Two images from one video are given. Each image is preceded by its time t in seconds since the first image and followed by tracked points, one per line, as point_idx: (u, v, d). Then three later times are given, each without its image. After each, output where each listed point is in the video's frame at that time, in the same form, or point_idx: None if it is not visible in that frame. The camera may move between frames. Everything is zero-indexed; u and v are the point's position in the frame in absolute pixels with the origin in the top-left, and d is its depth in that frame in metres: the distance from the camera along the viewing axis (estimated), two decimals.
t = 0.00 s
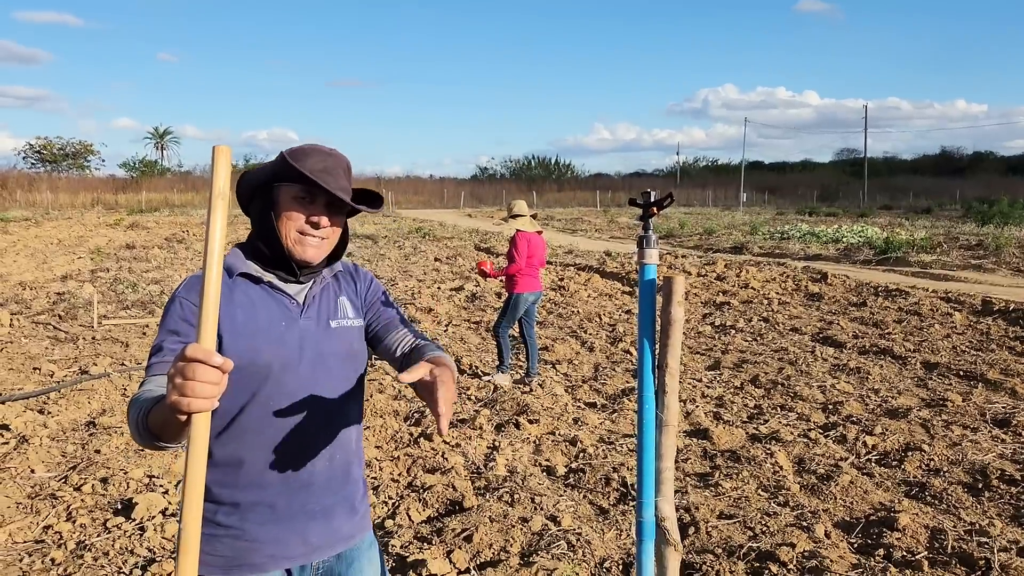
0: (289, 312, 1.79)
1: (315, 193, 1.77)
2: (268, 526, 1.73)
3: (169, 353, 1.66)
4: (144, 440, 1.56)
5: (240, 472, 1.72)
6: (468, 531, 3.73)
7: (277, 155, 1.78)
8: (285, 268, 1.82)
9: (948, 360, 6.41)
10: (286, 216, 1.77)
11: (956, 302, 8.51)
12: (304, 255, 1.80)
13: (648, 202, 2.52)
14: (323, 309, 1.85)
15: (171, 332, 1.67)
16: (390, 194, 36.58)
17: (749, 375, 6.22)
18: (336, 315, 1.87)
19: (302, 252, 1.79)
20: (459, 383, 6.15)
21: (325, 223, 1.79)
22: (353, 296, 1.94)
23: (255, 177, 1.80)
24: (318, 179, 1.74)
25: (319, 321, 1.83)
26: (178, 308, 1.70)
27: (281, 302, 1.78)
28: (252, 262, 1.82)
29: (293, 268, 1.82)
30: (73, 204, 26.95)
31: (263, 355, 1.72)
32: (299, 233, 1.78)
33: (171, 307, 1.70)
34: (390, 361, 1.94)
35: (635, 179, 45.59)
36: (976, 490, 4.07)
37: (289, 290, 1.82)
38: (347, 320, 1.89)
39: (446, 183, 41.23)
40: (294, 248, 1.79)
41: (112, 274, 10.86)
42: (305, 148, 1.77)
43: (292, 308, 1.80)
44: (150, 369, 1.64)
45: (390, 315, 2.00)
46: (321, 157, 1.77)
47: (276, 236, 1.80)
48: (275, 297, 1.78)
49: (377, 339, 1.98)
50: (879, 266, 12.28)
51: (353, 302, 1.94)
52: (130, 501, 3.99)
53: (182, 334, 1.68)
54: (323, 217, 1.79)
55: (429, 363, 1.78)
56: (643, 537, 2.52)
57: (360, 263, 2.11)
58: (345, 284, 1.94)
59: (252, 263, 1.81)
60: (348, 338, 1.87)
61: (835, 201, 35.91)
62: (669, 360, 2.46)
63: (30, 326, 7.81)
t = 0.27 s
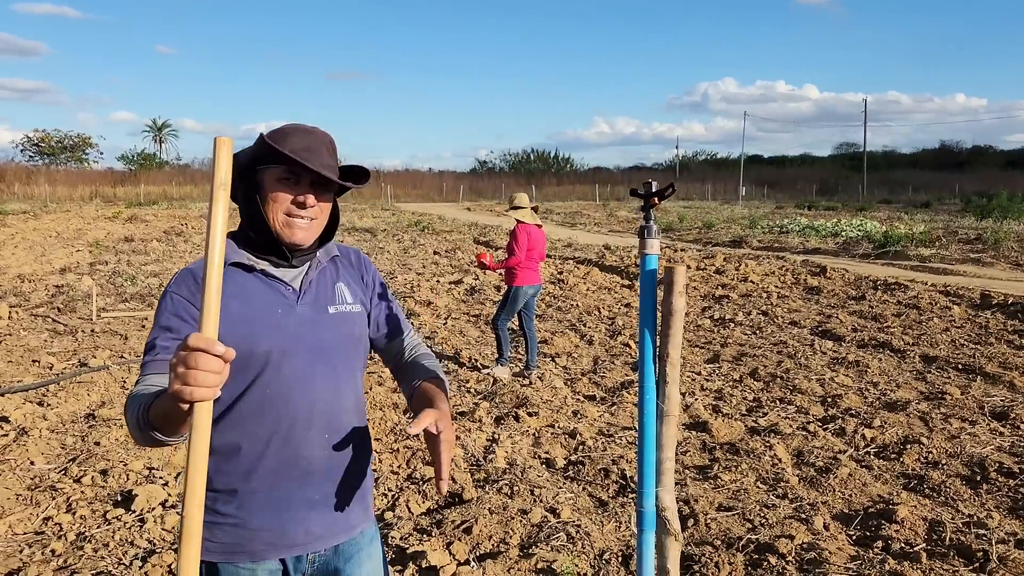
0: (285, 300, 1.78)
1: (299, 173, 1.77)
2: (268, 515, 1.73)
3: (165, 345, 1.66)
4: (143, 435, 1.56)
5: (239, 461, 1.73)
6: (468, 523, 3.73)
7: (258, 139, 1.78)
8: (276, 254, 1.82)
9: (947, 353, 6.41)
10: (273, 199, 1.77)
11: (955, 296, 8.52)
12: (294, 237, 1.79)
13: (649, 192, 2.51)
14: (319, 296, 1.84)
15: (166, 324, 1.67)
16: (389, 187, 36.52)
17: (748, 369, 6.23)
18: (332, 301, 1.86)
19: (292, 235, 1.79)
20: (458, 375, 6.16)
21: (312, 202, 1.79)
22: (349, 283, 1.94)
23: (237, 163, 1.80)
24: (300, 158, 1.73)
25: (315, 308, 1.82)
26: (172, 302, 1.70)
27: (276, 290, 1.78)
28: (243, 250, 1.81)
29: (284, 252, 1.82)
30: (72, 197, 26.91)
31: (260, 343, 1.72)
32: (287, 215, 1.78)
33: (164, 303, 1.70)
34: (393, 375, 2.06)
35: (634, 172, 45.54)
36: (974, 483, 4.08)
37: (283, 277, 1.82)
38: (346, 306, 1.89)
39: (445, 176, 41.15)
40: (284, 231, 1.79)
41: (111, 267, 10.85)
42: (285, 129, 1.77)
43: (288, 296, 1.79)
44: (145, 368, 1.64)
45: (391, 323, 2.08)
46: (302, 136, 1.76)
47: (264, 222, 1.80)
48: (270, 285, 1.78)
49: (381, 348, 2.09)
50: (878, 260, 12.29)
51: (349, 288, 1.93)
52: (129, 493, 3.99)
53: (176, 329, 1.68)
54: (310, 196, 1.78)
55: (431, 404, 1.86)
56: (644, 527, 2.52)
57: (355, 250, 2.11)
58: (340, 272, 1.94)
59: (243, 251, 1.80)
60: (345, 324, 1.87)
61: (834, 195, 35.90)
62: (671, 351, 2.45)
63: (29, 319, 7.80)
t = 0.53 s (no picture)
0: (287, 294, 1.78)
1: (301, 167, 1.77)
2: (269, 509, 1.74)
3: (168, 339, 1.66)
4: (147, 430, 1.56)
5: (240, 455, 1.73)
6: (469, 517, 3.74)
7: (260, 133, 1.78)
8: (278, 248, 1.82)
9: (947, 349, 6.41)
10: (275, 193, 1.78)
11: (955, 292, 8.51)
12: (296, 232, 1.80)
13: (650, 185, 2.50)
14: (321, 290, 1.84)
15: (168, 318, 1.67)
16: (390, 182, 36.49)
17: (749, 364, 6.23)
18: (334, 296, 1.86)
19: (293, 230, 1.80)
20: (458, 371, 6.16)
21: (314, 197, 1.79)
22: (351, 277, 1.94)
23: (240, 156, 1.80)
24: (302, 153, 1.73)
25: (317, 303, 1.82)
26: (173, 296, 1.69)
27: (279, 284, 1.78)
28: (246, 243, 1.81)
29: (285, 247, 1.82)
30: (72, 192, 26.89)
31: (261, 338, 1.72)
32: (288, 210, 1.79)
33: (166, 296, 1.70)
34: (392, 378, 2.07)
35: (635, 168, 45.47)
36: (974, 478, 4.08)
37: (286, 271, 1.82)
38: (348, 300, 1.89)
39: (446, 172, 41.13)
40: (286, 227, 1.79)
41: (111, 263, 10.84)
42: (287, 122, 1.77)
43: (290, 290, 1.79)
44: (147, 362, 1.64)
45: (392, 321, 2.07)
46: (303, 130, 1.76)
47: (266, 216, 1.80)
48: (272, 279, 1.78)
49: (382, 347, 2.09)
50: (879, 256, 12.28)
51: (351, 282, 1.93)
52: (130, 488, 4.00)
53: (178, 324, 1.67)
54: (311, 191, 1.79)
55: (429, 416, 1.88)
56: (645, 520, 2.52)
57: (357, 243, 2.11)
58: (342, 266, 1.94)
59: (246, 244, 1.81)
60: (346, 318, 1.87)
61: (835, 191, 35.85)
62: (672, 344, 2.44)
63: (30, 314, 7.80)
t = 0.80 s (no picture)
0: (292, 292, 1.79)
1: (307, 171, 1.75)
2: (275, 506, 1.74)
3: (172, 339, 1.66)
4: (153, 431, 1.57)
5: (246, 453, 1.73)
6: (472, 516, 3.74)
7: (264, 135, 1.76)
8: (282, 250, 1.81)
9: (952, 347, 6.40)
10: (280, 197, 1.76)
11: (960, 290, 8.49)
12: (301, 236, 1.79)
13: (653, 183, 2.49)
14: (325, 288, 1.85)
15: (172, 318, 1.68)
16: (393, 181, 36.52)
17: (752, 363, 6.23)
18: (339, 293, 1.87)
19: (299, 234, 1.79)
20: (462, 369, 6.17)
21: (319, 202, 1.78)
22: (356, 274, 1.94)
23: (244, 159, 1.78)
24: (307, 158, 1.72)
25: (322, 301, 1.83)
26: (177, 295, 1.70)
27: (283, 282, 1.79)
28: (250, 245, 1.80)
29: (289, 249, 1.81)
30: (76, 191, 26.97)
31: (266, 336, 1.73)
32: (293, 214, 1.78)
33: (170, 296, 1.70)
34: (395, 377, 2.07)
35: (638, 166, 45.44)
36: (978, 477, 4.07)
37: (290, 270, 1.82)
38: (353, 297, 1.89)
39: (449, 170, 41.14)
40: (291, 231, 1.78)
41: (116, 262, 10.88)
42: (291, 125, 1.75)
43: (294, 288, 1.80)
44: (152, 363, 1.64)
45: (397, 318, 2.07)
46: (309, 133, 1.74)
47: (270, 219, 1.79)
48: (275, 276, 1.78)
49: (387, 345, 2.09)
50: (883, 254, 12.25)
51: (356, 279, 1.94)
52: (135, 486, 4.01)
53: (182, 324, 1.68)
54: (317, 196, 1.77)
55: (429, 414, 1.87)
56: (647, 519, 2.51)
57: (362, 241, 2.11)
58: (347, 263, 1.94)
59: (250, 246, 1.80)
60: (351, 315, 1.88)
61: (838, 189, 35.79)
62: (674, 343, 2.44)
63: (35, 313, 7.83)
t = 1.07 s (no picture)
0: (297, 291, 1.79)
1: (314, 175, 1.76)
2: (280, 504, 1.75)
3: (179, 337, 1.67)
4: (160, 429, 1.58)
5: (252, 451, 1.74)
6: (477, 515, 3.75)
7: (271, 139, 1.76)
8: (289, 252, 1.82)
9: (958, 346, 6.37)
10: (287, 201, 1.77)
11: (966, 289, 8.46)
12: (308, 239, 1.80)
13: (656, 182, 2.49)
14: (331, 286, 1.85)
15: (179, 316, 1.68)
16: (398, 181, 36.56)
17: (757, 362, 6.21)
18: (344, 291, 1.87)
19: (306, 238, 1.80)
20: (466, 369, 6.17)
21: (326, 206, 1.78)
22: (362, 273, 1.94)
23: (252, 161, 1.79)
24: (313, 163, 1.72)
25: (327, 299, 1.83)
26: (184, 294, 1.70)
27: (289, 281, 1.79)
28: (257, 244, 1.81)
29: (296, 251, 1.81)
30: (82, 191, 27.07)
31: (271, 335, 1.73)
32: (300, 218, 1.78)
33: (176, 295, 1.71)
34: (400, 376, 2.08)
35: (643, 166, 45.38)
36: (984, 476, 4.06)
37: (297, 269, 1.82)
38: (358, 296, 1.90)
39: (454, 170, 41.15)
40: (298, 234, 1.79)
41: (122, 262, 10.91)
42: (298, 129, 1.75)
43: (300, 287, 1.80)
44: (159, 362, 1.65)
45: (402, 318, 2.08)
46: (316, 137, 1.74)
47: (277, 222, 1.79)
48: (281, 275, 1.78)
49: (392, 344, 2.10)
50: (888, 253, 12.22)
51: (362, 278, 1.94)
52: (141, 486, 4.03)
53: (188, 322, 1.69)
54: (323, 200, 1.78)
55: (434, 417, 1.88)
56: (651, 518, 2.51)
57: (368, 240, 2.11)
58: (353, 261, 1.94)
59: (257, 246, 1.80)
60: (357, 314, 1.88)
61: (844, 188, 35.69)
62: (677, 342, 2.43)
63: (41, 313, 7.86)
